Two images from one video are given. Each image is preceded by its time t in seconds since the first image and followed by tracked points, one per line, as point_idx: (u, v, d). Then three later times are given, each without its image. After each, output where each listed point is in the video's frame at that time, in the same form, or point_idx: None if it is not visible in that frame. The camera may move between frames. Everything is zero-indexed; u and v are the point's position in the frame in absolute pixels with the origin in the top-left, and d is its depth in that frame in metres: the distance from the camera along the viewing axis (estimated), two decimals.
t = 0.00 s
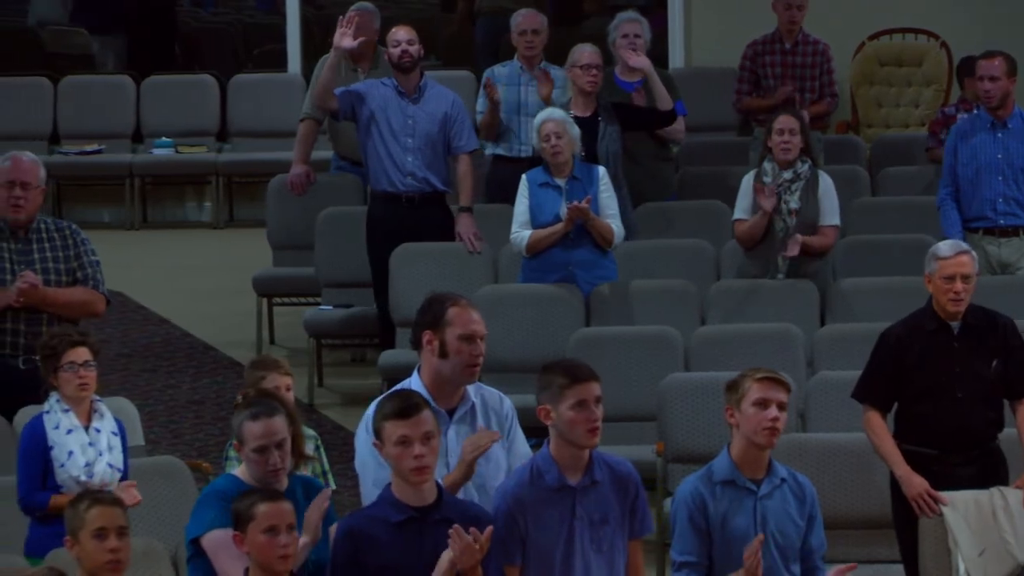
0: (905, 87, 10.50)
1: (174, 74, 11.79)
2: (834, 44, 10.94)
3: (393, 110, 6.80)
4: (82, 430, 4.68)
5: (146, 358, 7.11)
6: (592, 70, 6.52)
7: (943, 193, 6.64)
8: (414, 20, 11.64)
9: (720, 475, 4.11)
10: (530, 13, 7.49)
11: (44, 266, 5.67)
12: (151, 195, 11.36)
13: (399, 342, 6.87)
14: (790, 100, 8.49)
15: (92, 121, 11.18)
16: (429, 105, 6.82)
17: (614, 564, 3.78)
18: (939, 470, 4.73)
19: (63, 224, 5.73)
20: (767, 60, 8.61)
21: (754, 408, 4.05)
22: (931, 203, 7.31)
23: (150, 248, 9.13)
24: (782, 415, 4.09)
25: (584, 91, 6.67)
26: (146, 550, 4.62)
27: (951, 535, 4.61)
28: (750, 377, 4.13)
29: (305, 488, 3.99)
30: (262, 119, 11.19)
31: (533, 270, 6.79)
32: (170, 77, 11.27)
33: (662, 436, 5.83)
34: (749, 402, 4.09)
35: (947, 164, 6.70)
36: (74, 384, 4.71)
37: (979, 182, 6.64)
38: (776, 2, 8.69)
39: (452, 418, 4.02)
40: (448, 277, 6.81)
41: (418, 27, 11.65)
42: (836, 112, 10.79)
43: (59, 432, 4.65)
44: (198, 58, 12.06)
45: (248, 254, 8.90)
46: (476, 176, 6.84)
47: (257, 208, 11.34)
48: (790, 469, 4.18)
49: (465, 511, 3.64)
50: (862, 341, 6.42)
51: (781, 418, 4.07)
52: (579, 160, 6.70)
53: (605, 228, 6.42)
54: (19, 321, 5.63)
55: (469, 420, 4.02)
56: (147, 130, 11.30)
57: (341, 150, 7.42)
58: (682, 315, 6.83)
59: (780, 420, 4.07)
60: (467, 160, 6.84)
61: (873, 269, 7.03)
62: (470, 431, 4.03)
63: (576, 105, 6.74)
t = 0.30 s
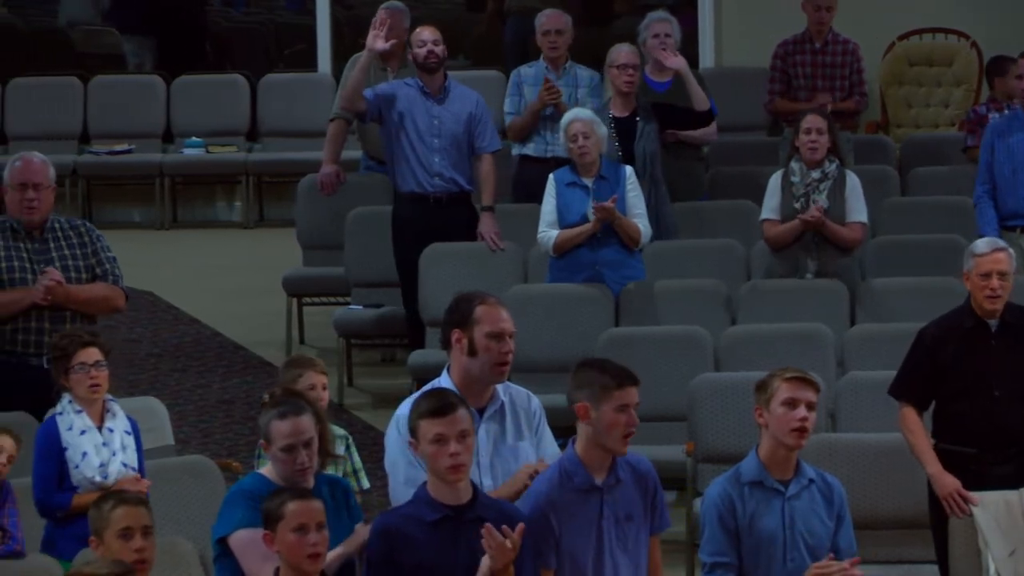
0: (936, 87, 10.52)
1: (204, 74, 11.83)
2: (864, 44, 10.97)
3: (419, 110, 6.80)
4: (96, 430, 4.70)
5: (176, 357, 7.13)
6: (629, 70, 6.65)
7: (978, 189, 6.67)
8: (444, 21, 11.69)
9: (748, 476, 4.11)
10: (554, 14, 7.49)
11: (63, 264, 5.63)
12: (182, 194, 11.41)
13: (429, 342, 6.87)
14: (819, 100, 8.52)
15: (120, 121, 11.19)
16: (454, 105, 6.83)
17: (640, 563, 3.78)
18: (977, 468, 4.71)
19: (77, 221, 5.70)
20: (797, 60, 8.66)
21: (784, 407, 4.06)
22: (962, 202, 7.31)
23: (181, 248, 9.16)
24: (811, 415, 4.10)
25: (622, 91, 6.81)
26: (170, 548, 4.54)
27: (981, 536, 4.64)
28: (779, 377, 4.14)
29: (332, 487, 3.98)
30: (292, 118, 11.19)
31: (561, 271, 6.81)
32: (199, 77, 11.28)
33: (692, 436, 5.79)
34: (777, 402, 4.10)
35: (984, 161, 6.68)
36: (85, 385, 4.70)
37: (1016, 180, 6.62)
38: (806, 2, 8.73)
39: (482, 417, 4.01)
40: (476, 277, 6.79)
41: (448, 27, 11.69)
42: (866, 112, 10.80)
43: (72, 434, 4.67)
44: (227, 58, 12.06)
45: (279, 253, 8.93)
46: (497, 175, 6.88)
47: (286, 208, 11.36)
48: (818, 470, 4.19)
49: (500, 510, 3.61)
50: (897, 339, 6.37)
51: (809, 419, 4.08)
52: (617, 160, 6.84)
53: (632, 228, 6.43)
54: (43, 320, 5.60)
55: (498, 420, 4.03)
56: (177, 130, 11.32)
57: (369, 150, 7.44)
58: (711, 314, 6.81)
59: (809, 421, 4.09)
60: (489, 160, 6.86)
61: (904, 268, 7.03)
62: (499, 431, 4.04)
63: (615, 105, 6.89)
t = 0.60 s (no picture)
0: (967, 87, 10.52)
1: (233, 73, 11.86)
2: (894, 44, 11.01)
3: (451, 110, 6.83)
4: (108, 432, 4.64)
5: (207, 357, 7.14)
6: (663, 71, 6.69)
7: None
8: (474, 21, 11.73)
9: (778, 476, 4.11)
10: (576, 13, 7.43)
11: (84, 265, 5.42)
12: (213, 194, 11.44)
13: (459, 342, 6.86)
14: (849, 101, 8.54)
15: (149, 121, 11.21)
16: (486, 105, 6.85)
17: (674, 562, 3.75)
18: (1017, 467, 4.69)
19: (95, 222, 5.50)
20: (827, 60, 8.69)
21: (817, 409, 4.07)
22: (992, 204, 7.34)
23: (214, 248, 9.17)
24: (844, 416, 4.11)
25: (658, 91, 6.85)
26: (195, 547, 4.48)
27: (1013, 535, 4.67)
28: (812, 377, 4.15)
29: (357, 485, 3.98)
30: (322, 118, 11.20)
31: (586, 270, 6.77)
32: (229, 76, 11.29)
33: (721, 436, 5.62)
34: (810, 403, 4.11)
35: None
36: (95, 388, 4.64)
37: None
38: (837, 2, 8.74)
39: (511, 417, 3.97)
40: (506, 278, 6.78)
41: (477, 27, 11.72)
42: (897, 112, 10.81)
43: (85, 436, 4.61)
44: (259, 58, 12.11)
45: (311, 253, 8.95)
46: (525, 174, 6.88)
47: (316, 208, 11.37)
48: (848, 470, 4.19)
49: (532, 513, 3.54)
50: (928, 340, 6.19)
51: (841, 421, 4.09)
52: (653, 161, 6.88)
53: (660, 229, 6.42)
54: (67, 321, 5.39)
55: (528, 419, 3.99)
56: (207, 130, 11.33)
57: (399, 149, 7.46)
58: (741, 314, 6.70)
59: (841, 423, 4.09)
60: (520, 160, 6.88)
61: (935, 268, 7.01)
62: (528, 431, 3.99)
63: (653, 105, 6.92)
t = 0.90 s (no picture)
0: (997, 88, 10.51)
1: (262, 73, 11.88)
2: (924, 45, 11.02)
3: (487, 110, 6.83)
4: (128, 433, 4.67)
5: (237, 357, 7.15)
6: (696, 70, 6.74)
7: None
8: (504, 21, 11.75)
9: (811, 476, 4.11)
10: (596, 13, 7.45)
11: (107, 265, 5.26)
12: (242, 194, 11.45)
13: (488, 342, 6.85)
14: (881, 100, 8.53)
15: (177, 121, 11.23)
16: (522, 106, 6.84)
17: (711, 561, 3.74)
18: None
19: (117, 222, 5.34)
20: (857, 59, 8.69)
21: (850, 409, 4.07)
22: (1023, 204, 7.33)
23: (245, 248, 9.19)
24: (877, 417, 4.11)
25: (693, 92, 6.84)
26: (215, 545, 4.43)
27: None
28: (846, 378, 4.15)
29: (383, 484, 3.98)
30: (351, 118, 11.21)
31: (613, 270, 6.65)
32: (260, 77, 11.30)
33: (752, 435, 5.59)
34: (844, 403, 4.11)
35: None
36: (113, 388, 4.67)
37: None
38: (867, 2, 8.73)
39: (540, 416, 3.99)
40: (535, 278, 6.77)
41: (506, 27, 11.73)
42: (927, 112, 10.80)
43: (106, 438, 4.64)
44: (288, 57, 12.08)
45: (341, 253, 8.95)
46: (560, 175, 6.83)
47: (346, 207, 11.38)
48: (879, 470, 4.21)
49: (566, 514, 3.54)
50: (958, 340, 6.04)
51: (875, 421, 4.10)
52: (687, 163, 6.86)
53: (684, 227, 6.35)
54: (90, 324, 5.19)
55: (557, 420, 4.01)
56: (237, 130, 11.35)
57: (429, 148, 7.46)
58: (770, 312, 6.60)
59: (875, 423, 4.10)
60: (556, 161, 6.82)
61: (966, 268, 6.98)
62: (559, 431, 4.01)
63: (690, 106, 6.90)
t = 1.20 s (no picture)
0: None
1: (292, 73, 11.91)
2: (953, 45, 10.99)
3: (527, 108, 6.85)
4: (159, 433, 4.71)
5: (267, 357, 7.16)
6: (726, 69, 6.68)
7: None
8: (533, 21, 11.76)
9: (840, 477, 4.09)
10: (619, 13, 7.39)
11: (132, 267, 5.26)
12: (272, 195, 11.48)
13: (518, 342, 6.84)
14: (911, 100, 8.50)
15: (207, 121, 11.25)
16: (562, 103, 6.87)
17: (756, 561, 3.71)
18: None
19: (139, 221, 5.32)
20: (887, 59, 8.65)
21: (879, 411, 4.05)
22: None
23: (274, 247, 9.20)
24: (907, 417, 4.08)
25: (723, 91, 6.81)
26: (252, 545, 4.41)
27: None
28: (874, 378, 4.13)
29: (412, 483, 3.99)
30: (381, 119, 11.21)
31: (639, 269, 6.61)
32: (290, 77, 11.32)
33: (783, 435, 5.54)
34: (872, 404, 4.09)
35: None
36: (145, 388, 4.68)
37: None
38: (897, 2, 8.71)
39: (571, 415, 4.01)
40: (565, 278, 6.75)
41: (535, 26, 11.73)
42: (958, 113, 10.76)
43: (138, 438, 4.66)
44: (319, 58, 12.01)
45: (370, 253, 8.97)
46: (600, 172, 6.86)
47: (377, 208, 11.40)
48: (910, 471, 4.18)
49: (599, 516, 3.56)
50: (988, 341, 5.99)
51: (904, 422, 4.07)
52: (716, 162, 6.81)
53: (712, 227, 6.32)
54: (117, 327, 5.18)
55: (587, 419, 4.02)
56: (267, 130, 11.37)
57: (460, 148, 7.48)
58: (801, 313, 6.56)
59: (904, 423, 4.07)
60: (595, 161, 6.84)
61: (998, 269, 6.94)
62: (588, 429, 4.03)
63: (720, 106, 6.85)
